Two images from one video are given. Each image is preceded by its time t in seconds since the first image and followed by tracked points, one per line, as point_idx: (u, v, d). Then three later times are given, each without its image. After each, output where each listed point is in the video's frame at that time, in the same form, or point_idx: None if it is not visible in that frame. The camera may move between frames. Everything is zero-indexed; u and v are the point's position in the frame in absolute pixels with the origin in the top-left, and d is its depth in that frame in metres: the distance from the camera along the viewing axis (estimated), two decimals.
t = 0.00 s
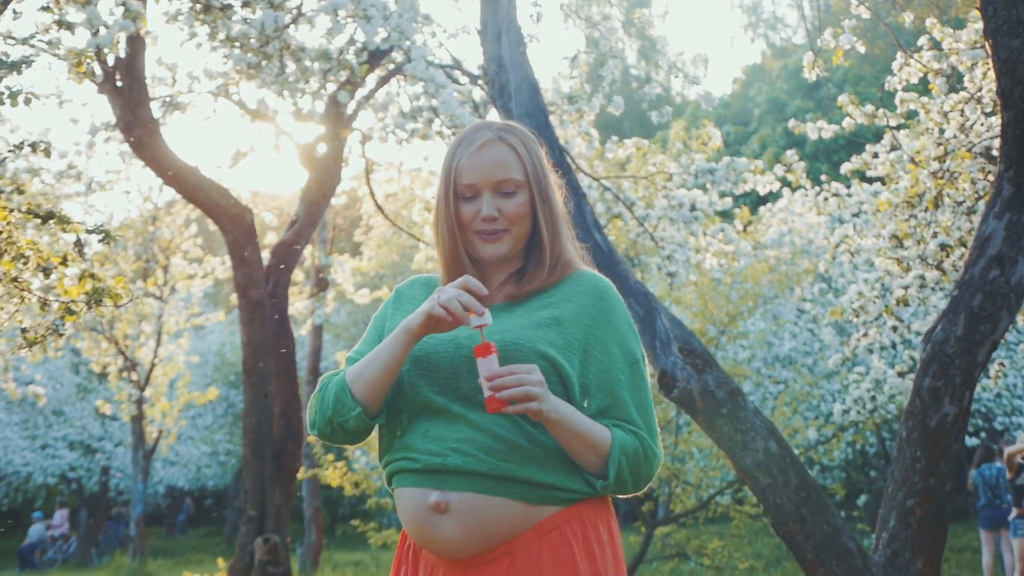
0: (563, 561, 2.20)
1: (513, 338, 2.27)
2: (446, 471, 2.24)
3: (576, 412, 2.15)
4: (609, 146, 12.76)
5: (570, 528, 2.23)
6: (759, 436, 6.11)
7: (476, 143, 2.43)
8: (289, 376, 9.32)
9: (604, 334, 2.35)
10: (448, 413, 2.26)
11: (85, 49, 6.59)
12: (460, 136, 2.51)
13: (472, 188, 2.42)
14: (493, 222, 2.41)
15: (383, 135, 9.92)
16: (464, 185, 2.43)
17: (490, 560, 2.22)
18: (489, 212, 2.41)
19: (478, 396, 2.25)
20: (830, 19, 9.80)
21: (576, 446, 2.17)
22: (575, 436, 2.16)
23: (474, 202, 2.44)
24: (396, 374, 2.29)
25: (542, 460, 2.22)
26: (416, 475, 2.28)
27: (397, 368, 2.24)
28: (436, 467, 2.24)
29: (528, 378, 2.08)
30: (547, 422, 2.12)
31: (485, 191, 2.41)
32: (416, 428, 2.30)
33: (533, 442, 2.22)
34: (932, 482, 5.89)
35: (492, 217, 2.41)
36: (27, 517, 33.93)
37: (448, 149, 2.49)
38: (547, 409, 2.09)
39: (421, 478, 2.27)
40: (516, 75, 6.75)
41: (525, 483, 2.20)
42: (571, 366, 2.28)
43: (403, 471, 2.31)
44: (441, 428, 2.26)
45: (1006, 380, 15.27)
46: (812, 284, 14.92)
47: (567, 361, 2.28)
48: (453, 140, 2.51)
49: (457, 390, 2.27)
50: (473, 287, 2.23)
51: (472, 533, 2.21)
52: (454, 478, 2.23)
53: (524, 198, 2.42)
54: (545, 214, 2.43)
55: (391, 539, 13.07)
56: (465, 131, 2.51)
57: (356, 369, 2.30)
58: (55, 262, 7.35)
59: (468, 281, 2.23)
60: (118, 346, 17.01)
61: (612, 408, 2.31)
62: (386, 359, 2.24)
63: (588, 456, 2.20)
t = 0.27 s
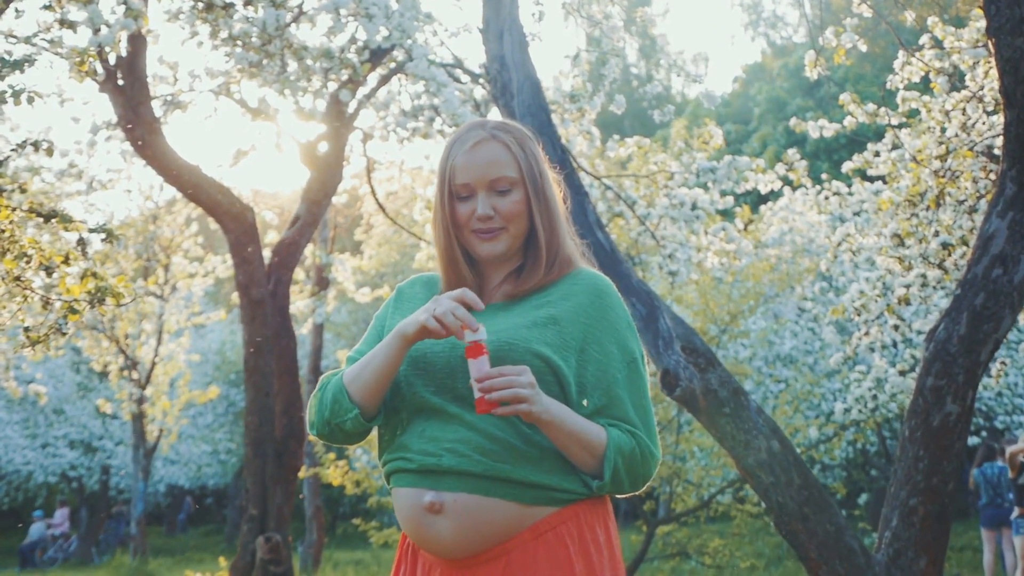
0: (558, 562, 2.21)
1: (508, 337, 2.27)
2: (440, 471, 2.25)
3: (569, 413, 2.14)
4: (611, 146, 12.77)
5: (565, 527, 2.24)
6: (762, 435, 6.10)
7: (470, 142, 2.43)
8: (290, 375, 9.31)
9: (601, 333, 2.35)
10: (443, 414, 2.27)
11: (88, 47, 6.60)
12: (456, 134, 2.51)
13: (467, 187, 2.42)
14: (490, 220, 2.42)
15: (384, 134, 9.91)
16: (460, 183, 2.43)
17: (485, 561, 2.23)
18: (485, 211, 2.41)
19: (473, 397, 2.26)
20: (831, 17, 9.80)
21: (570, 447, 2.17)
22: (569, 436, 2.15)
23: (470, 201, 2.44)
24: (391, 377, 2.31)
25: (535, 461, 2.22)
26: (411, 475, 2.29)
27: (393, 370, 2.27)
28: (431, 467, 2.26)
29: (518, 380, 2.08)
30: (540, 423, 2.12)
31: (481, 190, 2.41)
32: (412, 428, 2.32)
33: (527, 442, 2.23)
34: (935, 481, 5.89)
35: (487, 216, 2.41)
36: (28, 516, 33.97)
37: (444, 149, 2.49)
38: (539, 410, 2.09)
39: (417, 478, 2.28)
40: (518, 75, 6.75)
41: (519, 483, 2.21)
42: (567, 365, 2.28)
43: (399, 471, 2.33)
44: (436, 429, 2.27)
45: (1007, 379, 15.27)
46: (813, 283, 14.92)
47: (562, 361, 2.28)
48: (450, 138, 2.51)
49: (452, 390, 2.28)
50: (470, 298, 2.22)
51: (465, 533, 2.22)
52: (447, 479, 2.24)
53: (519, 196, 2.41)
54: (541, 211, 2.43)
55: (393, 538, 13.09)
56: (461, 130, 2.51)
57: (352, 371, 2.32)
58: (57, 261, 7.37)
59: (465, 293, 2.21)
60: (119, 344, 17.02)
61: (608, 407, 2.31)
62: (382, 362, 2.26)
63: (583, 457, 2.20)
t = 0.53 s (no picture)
0: (553, 562, 2.21)
1: (503, 337, 2.27)
2: (435, 472, 2.26)
3: (562, 413, 2.14)
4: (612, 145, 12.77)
5: (560, 528, 2.24)
6: (763, 434, 6.08)
7: (463, 142, 2.42)
8: (291, 374, 9.30)
9: (598, 332, 2.34)
10: (438, 414, 2.29)
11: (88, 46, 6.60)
12: (449, 135, 2.51)
13: (462, 188, 2.42)
14: (486, 218, 2.41)
15: (385, 133, 9.90)
16: (455, 184, 2.42)
17: (479, 561, 2.24)
18: (480, 210, 2.41)
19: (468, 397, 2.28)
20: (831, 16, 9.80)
21: (564, 448, 2.17)
22: (562, 437, 2.15)
23: (465, 201, 2.43)
24: (387, 379, 2.34)
25: (529, 462, 2.23)
26: (406, 475, 2.31)
27: (388, 372, 2.28)
28: (425, 467, 2.27)
29: (507, 381, 2.08)
30: (532, 424, 2.12)
31: (476, 189, 2.41)
32: (409, 429, 2.34)
33: (522, 443, 2.23)
34: (936, 480, 5.88)
35: (483, 216, 2.41)
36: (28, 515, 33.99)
37: (437, 150, 2.49)
38: (530, 411, 2.09)
39: (412, 478, 2.30)
40: (520, 74, 6.75)
41: (513, 484, 2.22)
42: (563, 365, 2.28)
43: (395, 472, 2.35)
44: (431, 429, 2.29)
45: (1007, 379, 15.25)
46: (814, 282, 14.92)
47: (558, 361, 2.28)
48: (443, 139, 2.51)
49: (447, 391, 2.30)
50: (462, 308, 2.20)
51: (458, 533, 2.23)
52: (441, 479, 2.26)
53: (514, 193, 2.41)
54: (537, 209, 2.42)
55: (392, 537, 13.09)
56: (454, 130, 2.50)
57: (347, 373, 2.34)
58: (59, 259, 7.40)
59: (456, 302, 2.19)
60: (119, 343, 17.03)
61: (605, 407, 2.30)
62: (376, 363, 2.28)
63: (577, 457, 2.20)
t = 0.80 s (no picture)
0: (547, 563, 2.22)
1: (497, 339, 2.27)
2: (428, 473, 2.27)
3: (554, 415, 2.13)
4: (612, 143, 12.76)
5: (554, 528, 2.24)
6: (765, 433, 6.06)
7: (456, 142, 2.44)
8: (291, 373, 9.29)
9: (594, 332, 2.32)
10: (432, 415, 2.30)
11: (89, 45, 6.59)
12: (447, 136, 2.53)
13: (457, 187, 2.43)
14: (481, 216, 2.42)
15: (385, 132, 9.90)
16: (449, 183, 2.44)
17: (474, 562, 2.26)
18: (474, 208, 2.41)
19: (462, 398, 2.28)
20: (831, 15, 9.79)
21: (556, 450, 2.17)
22: (555, 439, 2.15)
23: (460, 201, 2.45)
24: (382, 379, 2.35)
25: (523, 463, 2.23)
26: (402, 475, 2.33)
27: (382, 374, 2.30)
28: (419, 468, 2.29)
29: (496, 386, 2.08)
30: (523, 427, 2.12)
31: (470, 187, 2.42)
32: (405, 429, 2.35)
33: (515, 443, 2.23)
34: (939, 479, 5.88)
35: (477, 214, 2.41)
36: (27, 514, 34.01)
37: (435, 151, 2.51)
38: (519, 414, 2.09)
39: (407, 478, 2.32)
40: (521, 73, 6.74)
41: (506, 485, 2.22)
42: (558, 366, 2.27)
43: (391, 472, 2.37)
44: (426, 430, 2.30)
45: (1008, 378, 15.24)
46: (813, 281, 14.92)
47: (553, 361, 2.27)
48: (440, 140, 2.52)
49: (442, 393, 2.30)
50: (452, 312, 2.19)
51: (452, 534, 2.25)
52: (436, 481, 2.27)
53: (508, 190, 2.41)
54: (532, 204, 2.42)
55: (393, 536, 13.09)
56: (450, 132, 2.52)
57: (343, 374, 2.36)
58: (60, 259, 7.44)
59: (446, 306, 2.19)
60: (119, 342, 17.03)
61: (601, 407, 2.29)
62: (369, 366, 2.30)
63: (570, 458, 2.19)
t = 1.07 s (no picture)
0: (543, 564, 2.22)
1: (493, 340, 2.27)
2: (425, 473, 2.29)
3: (548, 417, 2.13)
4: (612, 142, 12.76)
5: (551, 530, 2.24)
6: (767, 433, 6.07)
7: (452, 142, 2.45)
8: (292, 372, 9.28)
9: (591, 331, 2.31)
10: (428, 416, 2.30)
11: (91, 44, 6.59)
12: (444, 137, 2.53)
13: (453, 187, 2.44)
14: (476, 215, 2.42)
15: (385, 131, 9.90)
16: (445, 183, 2.44)
17: (471, 562, 2.26)
18: (470, 208, 2.42)
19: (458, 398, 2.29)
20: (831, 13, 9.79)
21: (550, 452, 2.17)
22: (549, 441, 2.15)
23: (457, 201, 2.45)
24: (379, 380, 2.37)
25: (518, 465, 2.23)
26: (398, 476, 2.34)
27: (377, 374, 2.32)
28: (415, 469, 2.30)
29: (488, 388, 2.07)
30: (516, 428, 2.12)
31: (466, 187, 2.42)
32: (402, 430, 2.36)
33: (512, 444, 2.23)
34: (940, 479, 5.88)
35: (473, 214, 2.41)
36: (26, 513, 34.02)
37: (432, 152, 2.52)
38: (511, 417, 2.09)
39: (403, 479, 2.33)
40: (522, 72, 6.74)
41: (501, 486, 2.22)
42: (555, 366, 2.27)
43: (389, 472, 2.38)
44: (422, 430, 2.31)
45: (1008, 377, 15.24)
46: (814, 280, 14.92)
47: (549, 361, 2.27)
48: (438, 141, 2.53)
49: (437, 394, 2.31)
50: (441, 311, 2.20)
51: (447, 536, 2.25)
52: (432, 481, 2.28)
53: (503, 189, 2.41)
54: (528, 203, 2.41)
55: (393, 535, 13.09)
56: (447, 132, 2.53)
57: (341, 374, 2.38)
58: (62, 258, 7.42)
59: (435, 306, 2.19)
60: (118, 341, 17.03)
61: (598, 407, 2.28)
62: (364, 367, 2.32)
63: (565, 459, 2.19)
